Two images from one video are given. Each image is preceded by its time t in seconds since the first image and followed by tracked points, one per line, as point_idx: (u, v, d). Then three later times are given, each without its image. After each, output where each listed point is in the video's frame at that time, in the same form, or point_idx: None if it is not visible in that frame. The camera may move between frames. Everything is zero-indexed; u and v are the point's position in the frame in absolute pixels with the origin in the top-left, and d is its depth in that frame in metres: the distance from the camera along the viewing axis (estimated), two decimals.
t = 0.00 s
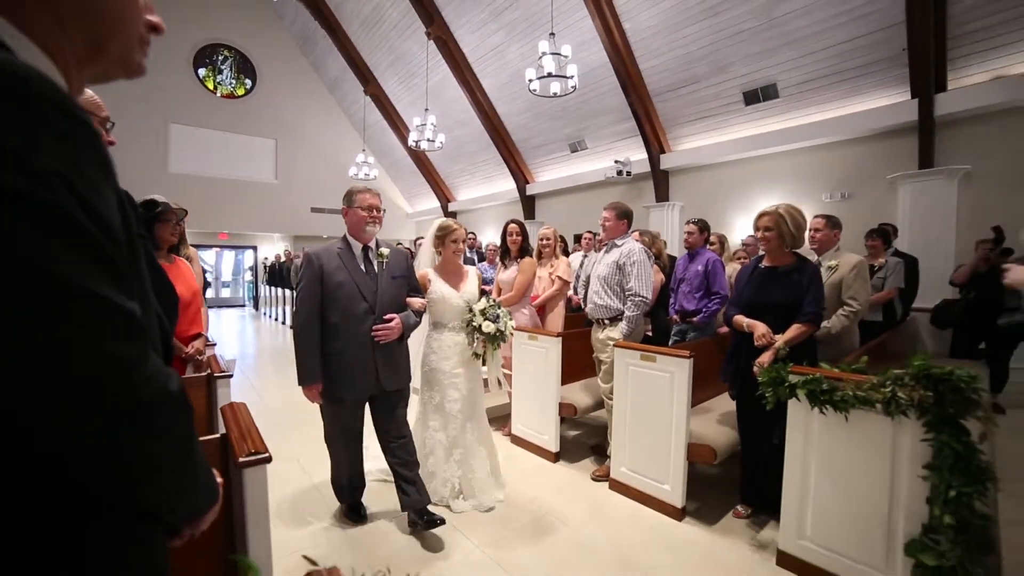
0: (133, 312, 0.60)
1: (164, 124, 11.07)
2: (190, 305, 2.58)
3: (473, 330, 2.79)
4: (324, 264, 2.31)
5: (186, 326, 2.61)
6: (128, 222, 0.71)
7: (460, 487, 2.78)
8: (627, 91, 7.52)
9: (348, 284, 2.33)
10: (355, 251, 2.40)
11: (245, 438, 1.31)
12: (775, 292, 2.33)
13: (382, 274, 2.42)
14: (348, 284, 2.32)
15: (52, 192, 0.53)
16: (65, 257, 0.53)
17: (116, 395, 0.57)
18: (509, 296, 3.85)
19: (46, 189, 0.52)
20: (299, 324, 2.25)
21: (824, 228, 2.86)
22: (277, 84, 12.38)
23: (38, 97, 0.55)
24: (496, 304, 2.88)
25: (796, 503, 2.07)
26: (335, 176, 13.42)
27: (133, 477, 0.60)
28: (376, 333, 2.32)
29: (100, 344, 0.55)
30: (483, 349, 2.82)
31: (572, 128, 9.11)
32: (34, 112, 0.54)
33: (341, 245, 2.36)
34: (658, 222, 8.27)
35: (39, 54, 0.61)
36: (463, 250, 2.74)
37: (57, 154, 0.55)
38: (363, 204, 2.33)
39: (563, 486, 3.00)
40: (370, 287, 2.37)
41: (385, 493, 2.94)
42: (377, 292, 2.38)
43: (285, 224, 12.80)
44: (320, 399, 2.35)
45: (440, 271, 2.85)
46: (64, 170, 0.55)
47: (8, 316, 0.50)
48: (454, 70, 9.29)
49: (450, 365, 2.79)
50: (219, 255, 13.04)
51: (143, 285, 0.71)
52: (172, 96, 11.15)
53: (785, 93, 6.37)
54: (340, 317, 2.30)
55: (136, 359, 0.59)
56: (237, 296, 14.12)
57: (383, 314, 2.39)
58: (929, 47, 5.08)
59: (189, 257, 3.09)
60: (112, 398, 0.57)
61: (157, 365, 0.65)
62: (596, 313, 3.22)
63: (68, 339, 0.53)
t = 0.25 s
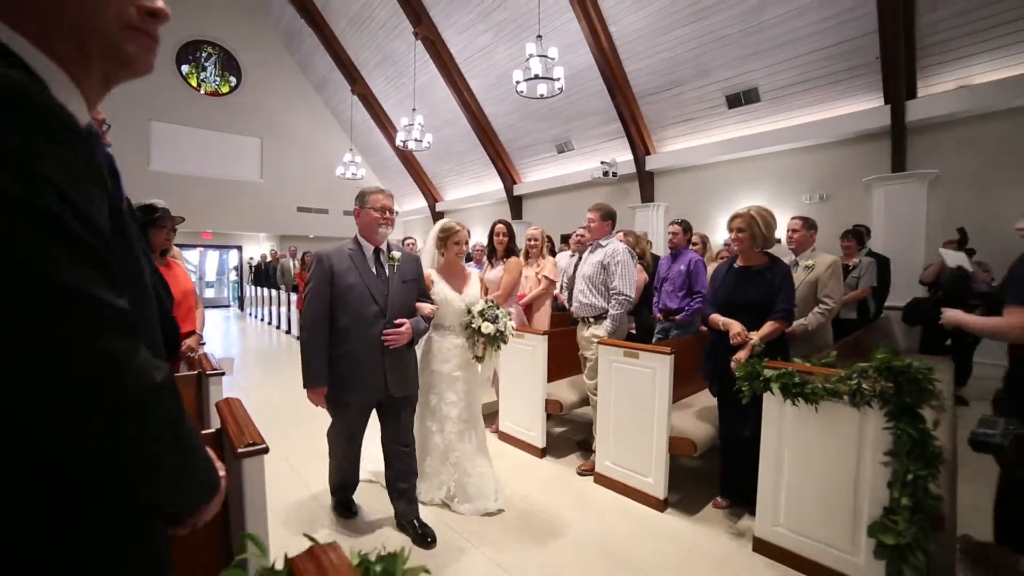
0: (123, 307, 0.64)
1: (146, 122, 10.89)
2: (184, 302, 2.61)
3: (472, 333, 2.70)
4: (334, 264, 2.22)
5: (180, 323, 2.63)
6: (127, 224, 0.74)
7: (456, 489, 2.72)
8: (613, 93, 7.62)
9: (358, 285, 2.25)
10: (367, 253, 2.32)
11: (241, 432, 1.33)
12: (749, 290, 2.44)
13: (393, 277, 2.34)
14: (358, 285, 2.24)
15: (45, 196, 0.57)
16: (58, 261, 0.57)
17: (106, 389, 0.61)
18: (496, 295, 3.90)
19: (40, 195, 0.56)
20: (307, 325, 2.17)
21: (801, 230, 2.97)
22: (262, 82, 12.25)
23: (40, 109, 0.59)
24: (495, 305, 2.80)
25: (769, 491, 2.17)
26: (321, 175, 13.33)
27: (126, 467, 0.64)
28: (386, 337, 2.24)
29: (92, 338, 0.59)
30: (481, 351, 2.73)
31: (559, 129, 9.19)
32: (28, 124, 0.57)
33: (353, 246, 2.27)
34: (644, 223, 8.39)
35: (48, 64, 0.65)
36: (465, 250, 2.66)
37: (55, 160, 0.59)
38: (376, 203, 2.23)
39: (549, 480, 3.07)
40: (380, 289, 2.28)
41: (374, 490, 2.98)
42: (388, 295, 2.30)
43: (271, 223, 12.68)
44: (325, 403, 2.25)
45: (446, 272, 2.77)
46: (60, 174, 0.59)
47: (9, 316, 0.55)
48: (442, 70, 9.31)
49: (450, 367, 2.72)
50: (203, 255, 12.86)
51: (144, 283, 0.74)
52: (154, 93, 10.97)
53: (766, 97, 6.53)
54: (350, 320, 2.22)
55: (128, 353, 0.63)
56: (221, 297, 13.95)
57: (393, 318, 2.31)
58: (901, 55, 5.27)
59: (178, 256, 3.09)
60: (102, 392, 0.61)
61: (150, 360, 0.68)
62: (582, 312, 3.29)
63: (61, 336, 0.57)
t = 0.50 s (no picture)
0: (90, 303, 0.59)
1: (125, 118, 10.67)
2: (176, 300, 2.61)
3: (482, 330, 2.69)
4: (346, 258, 2.18)
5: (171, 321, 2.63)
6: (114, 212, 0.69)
7: (451, 487, 2.69)
8: (599, 94, 7.71)
9: (371, 280, 2.21)
10: (379, 247, 2.28)
11: (237, 428, 1.35)
12: (726, 289, 2.52)
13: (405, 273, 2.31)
14: (372, 280, 2.21)
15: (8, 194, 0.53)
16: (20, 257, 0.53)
17: (94, 388, 0.58)
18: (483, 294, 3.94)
19: (4, 194, 0.52)
20: (320, 322, 2.12)
21: (780, 230, 3.06)
22: (245, 79, 12.10)
23: (0, 106, 0.55)
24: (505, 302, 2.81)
25: (747, 481, 2.25)
26: (306, 173, 13.20)
27: (121, 465, 0.62)
28: (400, 333, 2.22)
29: (71, 332, 0.56)
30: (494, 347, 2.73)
31: (545, 129, 9.26)
32: None
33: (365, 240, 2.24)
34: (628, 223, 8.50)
35: (48, 67, 0.66)
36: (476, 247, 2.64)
37: (20, 157, 0.56)
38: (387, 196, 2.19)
39: (536, 475, 3.13)
40: (392, 284, 2.25)
41: (363, 487, 3.00)
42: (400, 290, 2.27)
43: (254, 222, 12.53)
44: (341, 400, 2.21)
45: (454, 269, 2.74)
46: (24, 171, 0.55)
47: (9, 315, 0.52)
48: (428, 69, 9.31)
49: (461, 362, 2.71)
50: (184, 254, 12.65)
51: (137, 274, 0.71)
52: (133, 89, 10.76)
53: (747, 100, 6.68)
54: (364, 315, 2.19)
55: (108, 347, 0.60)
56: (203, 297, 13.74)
57: (406, 314, 2.28)
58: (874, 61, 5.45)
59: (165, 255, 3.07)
60: (90, 392, 0.58)
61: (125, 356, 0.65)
62: (567, 310, 3.36)
63: (50, 334, 0.54)
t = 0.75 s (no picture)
0: (83, 302, 0.58)
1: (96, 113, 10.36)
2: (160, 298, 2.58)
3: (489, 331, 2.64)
4: (349, 259, 2.07)
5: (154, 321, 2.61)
6: (113, 212, 0.69)
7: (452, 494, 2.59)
8: (582, 96, 7.80)
9: (376, 281, 2.11)
10: (382, 247, 2.18)
11: (231, 428, 1.36)
12: (706, 290, 2.60)
13: (410, 272, 2.22)
14: (377, 281, 2.11)
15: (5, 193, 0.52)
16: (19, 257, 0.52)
17: (93, 387, 0.57)
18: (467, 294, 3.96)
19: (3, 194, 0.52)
20: (324, 326, 2.01)
21: (757, 232, 3.17)
22: (222, 75, 11.86)
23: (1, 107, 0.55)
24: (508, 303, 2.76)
25: (727, 474, 2.33)
26: (286, 172, 13.01)
27: (123, 468, 0.61)
28: (406, 336, 2.13)
29: (70, 329, 0.55)
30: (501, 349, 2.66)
31: (528, 130, 9.32)
32: None
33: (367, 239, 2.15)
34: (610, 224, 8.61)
35: (50, 70, 0.67)
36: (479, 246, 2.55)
37: (18, 156, 0.55)
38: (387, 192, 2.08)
39: (522, 473, 3.17)
40: (397, 284, 2.16)
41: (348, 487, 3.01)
42: (405, 291, 2.18)
43: (232, 221, 12.29)
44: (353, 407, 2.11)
45: (457, 269, 2.66)
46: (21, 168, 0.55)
47: (8, 316, 0.52)
48: (411, 68, 9.28)
49: (466, 365, 2.60)
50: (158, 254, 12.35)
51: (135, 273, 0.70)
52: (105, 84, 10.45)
53: (726, 105, 6.85)
54: (367, 318, 2.09)
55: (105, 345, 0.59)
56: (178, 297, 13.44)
57: (413, 315, 2.19)
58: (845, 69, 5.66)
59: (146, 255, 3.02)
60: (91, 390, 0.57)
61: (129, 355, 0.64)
62: (552, 309, 3.41)
63: (48, 333, 0.54)
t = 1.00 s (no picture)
0: (95, 300, 0.59)
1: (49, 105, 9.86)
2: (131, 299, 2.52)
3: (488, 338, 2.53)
4: (345, 266, 1.97)
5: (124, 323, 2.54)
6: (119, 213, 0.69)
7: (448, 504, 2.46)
8: (557, 99, 7.90)
9: (374, 289, 2.02)
10: (378, 251, 2.08)
11: (220, 429, 1.36)
12: (678, 290, 2.71)
13: (408, 279, 2.15)
14: (376, 289, 2.02)
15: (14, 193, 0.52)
16: (33, 254, 0.53)
17: (94, 384, 0.57)
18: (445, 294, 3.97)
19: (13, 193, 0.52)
20: (319, 337, 1.90)
21: (726, 234, 3.30)
22: (187, 68, 11.46)
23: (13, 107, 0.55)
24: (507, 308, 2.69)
25: (700, 465, 2.43)
26: (254, 169, 12.66)
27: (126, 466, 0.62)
28: (410, 345, 2.05)
29: (70, 327, 0.55)
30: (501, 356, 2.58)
31: (503, 131, 9.37)
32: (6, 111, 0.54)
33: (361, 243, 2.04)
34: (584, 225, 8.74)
35: (47, 70, 0.65)
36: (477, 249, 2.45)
37: (29, 156, 0.55)
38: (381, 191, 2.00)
39: (502, 471, 3.21)
40: (396, 290, 2.07)
41: (326, 489, 2.99)
42: (404, 298, 2.09)
43: (197, 220, 11.89)
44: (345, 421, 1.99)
45: (453, 273, 2.54)
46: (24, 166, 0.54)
47: (7, 315, 0.52)
48: (386, 67, 9.19)
49: (466, 372, 2.49)
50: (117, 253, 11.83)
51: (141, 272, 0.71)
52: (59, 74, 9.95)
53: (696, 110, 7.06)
54: (366, 327, 1.99)
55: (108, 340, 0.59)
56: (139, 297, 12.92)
57: (412, 323, 2.10)
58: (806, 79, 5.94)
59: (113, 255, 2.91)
60: (91, 388, 0.57)
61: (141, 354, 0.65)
62: (530, 309, 3.47)
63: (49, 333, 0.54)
